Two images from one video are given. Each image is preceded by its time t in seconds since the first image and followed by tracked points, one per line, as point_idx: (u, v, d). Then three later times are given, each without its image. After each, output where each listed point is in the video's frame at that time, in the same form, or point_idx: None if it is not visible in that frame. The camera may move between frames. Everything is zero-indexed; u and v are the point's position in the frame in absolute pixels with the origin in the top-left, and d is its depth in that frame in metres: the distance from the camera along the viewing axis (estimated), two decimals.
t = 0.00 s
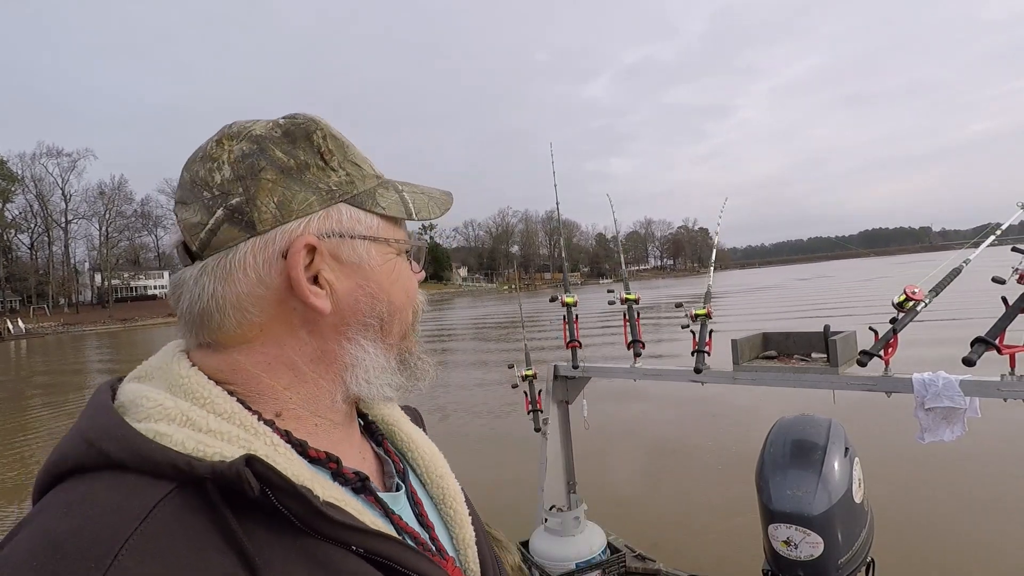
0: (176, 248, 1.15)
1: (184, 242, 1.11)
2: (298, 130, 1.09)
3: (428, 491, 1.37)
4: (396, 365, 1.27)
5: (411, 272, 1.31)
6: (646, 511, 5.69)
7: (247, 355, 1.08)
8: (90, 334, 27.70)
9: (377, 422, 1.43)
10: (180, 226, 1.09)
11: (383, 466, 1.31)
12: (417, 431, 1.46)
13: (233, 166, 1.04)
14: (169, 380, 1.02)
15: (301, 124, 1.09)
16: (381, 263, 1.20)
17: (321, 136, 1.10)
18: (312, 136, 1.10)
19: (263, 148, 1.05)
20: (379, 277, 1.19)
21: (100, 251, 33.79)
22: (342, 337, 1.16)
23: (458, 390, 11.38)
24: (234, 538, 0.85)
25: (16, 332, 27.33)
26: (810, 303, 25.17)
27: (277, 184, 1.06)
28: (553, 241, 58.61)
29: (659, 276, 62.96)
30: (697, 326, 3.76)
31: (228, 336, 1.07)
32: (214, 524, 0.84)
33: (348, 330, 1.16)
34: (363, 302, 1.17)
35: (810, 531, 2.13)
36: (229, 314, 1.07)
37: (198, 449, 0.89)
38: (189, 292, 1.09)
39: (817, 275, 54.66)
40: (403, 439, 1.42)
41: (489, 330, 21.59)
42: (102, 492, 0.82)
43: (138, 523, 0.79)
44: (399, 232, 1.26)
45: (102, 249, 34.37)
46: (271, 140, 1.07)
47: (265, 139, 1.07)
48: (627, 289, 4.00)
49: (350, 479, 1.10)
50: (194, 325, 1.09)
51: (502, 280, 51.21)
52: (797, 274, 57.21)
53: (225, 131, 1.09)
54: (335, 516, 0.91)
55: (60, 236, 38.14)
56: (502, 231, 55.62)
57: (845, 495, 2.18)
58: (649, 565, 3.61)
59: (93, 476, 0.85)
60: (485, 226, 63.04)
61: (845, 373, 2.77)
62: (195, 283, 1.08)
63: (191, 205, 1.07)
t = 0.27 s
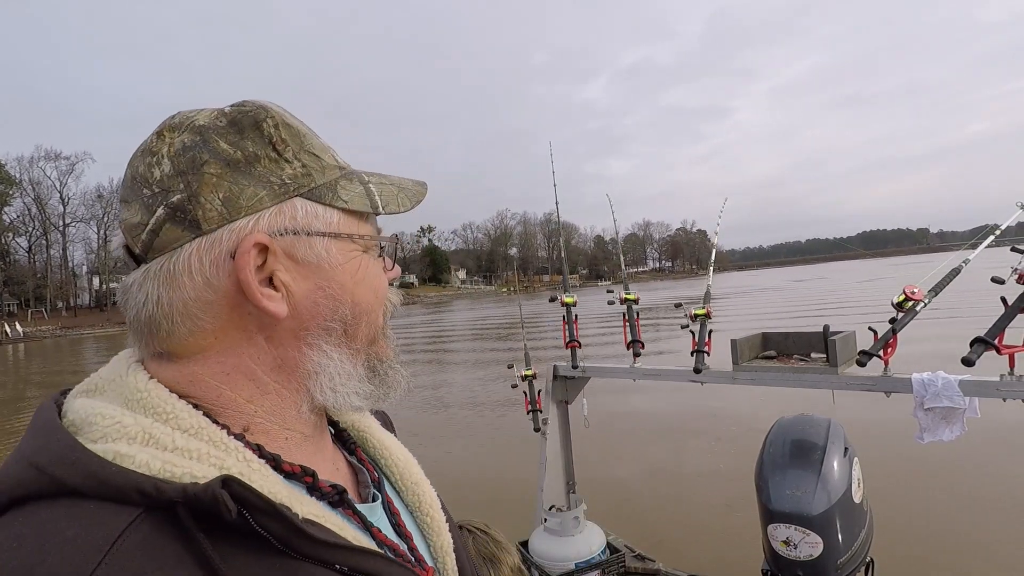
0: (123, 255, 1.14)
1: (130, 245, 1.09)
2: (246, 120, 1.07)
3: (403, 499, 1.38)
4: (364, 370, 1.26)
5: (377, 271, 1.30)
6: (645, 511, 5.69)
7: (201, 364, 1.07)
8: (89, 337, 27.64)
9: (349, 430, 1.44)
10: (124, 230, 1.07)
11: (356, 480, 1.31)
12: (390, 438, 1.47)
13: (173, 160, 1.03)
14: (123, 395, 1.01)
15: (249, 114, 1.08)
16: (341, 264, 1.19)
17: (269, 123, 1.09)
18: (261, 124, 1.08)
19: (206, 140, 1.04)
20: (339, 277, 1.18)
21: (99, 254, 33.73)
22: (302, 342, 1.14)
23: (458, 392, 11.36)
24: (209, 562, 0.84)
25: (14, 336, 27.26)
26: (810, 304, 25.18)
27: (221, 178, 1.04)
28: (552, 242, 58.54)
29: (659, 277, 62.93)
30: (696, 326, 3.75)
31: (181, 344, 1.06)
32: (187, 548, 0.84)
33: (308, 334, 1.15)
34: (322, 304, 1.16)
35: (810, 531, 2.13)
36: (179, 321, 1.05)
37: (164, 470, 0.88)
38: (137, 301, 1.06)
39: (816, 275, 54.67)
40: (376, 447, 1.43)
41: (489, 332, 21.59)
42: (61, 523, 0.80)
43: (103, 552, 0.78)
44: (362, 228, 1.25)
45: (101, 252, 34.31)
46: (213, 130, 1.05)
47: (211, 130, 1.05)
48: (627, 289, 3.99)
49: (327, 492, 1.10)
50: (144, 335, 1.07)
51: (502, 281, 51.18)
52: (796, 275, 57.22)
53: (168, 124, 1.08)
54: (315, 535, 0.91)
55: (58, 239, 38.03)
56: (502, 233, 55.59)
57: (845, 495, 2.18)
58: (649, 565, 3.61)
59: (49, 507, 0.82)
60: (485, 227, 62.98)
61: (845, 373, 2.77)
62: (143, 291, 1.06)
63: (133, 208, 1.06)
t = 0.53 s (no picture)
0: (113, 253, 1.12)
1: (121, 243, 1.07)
2: (241, 116, 1.06)
3: (397, 502, 1.37)
4: (362, 371, 1.26)
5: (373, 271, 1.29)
6: (644, 511, 5.69)
7: (195, 363, 1.05)
8: (86, 340, 27.62)
9: (339, 433, 1.43)
10: (115, 227, 1.05)
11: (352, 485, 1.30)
12: (382, 441, 1.45)
13: (167, 156, 1.02)
14: (121, 396, 0.98)
15: (244, 110, 1.07)
16: (337, 264, 1.18)
17: (264, 120, 1.08)
18: (257, 121, 1.07)
19: (200, 136, 1.03)
20: (335, 275, 1.18)
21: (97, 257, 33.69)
22: (298, 341, 1.13)
23: (457, 393, 11.36)
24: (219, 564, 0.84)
25: (12, 339, 27.24)
26: (809, 305, 25.19)
27: (216, 176, 1.03)
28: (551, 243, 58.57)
29: (658, 278, 62.96)
30: (696, 326, 3.75)
31: (174, 344, 1.04)
32: (196, 552, 0.83)
33: (304, 334, 1.14)
34: (317, 303, 1.15)
35: (810, 531, 2.13)
36: (172, 320, 1.03)
37: (169, 472, 0.87)
38: (128, 301, 1.05)
39: (814, 276, 54.69)
40: (368, 450, 1.41)
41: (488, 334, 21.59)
42: (63, 530, 0.78)
43: (111, 559, 0.77)
44: (359, 228, 1.25)
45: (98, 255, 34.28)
46: (208, 126, 1.04)
47: (205, 126, 1.04)
48: (627, 289, 3.98)
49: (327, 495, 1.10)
50: (137, 334, 1.05)
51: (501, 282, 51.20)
52: (795, 276, 57.26)
53: (160, 120, 1.07)
54: (326, 536, 0.92)
55: (57, 242, 38.01)
56: (501, 234, 55.61)
57: (845, 495, 2.18)
58: (648, 565, 3.61)
59: (46, 514, 0.80)
60: (484, 228, 63.00)
61: (844, 373, 2.77)
62: (134, 290, 1.04)
63: (124, 205, 1.04)
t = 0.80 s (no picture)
0: (144, 244, 1.04)
1: (176, 235, 1.00)
2: (308, 128, 1.10)
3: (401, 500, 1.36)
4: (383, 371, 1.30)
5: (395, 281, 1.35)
6: (645, 511, 5.69)
7: (253, 358, 1.05)
8: (84, 340, 27.66)
9: (343, 432, 1.43)
10: (178, 219, 1.00)
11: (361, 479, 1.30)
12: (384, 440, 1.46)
13: (251, 155, 1.02)
14: (139, 395, 0.96)
15: (310, 122, 1.11)
16: (380, 268, 1.23)
17: (326, 135, 1.13)
18: (319, 133, 1.12)
19: (278, 140, 1.05)
20: (380, 281, 1.23)
21: (95, 258, 33.68)
22: (346, 340, 1.17)
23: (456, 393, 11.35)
24: (265, 553, 0.85)
25: (10, 340, 27.24)
26: (808, 305, 25.17)
27: (294, 180, 1.06)
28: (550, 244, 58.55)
29: (657, 278, 62.92)
30: (695, 326, 3.75)
31: (235, 338, 1.04)
32: (240, 542, 0.84)
33: (353, 334, 1.18)
34: (367, 305, 1.19)
35: (810, 531, 2.13)
36: (241, 314, 1.03)
37: (209, 466, 0.87)
38: (182, 292, 1.01)
39: (814, 277, 54.62)
40: (371, 448, 1.41)
41: (487, 334, 21.58)
42: (109, 523, 0.79)
43: (163, 550, 0.78)
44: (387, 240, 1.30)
45: (96, 255, 34.28)
46: (283, 132, 1.07)
47: (280, 132, 1.07)
48: (627, 289, 3.98)
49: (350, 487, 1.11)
50: (187, 326, 1.02)
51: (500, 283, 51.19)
52: (794, 276, 57.22)
53: (227, 116, 1.05)
54: (363, 526, 0.93)
55: (55, 243, 37.99)
56: (499, 235, 55.56)
57: (845, 495, 2.18)
58: (649, 564, 3.61)
59: (88, 511, 0.80)
60: (482, 229, 62.93)
61: (844, 373, 2.76)
62: (191, 282, 1.01)
63: (196, 198, 1.00)
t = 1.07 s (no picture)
0: (174, 241, 1.02)
1: (213, 232, 1.00)
2: (337, 132, 1.11)
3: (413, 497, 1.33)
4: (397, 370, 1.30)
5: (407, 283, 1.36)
6: (646, 511, 5.69)
7: (283, 355, 1.04)
8: (81, 339, 27.68)
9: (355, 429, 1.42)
10: (216, 217, 0.99)
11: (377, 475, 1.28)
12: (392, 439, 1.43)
13: (289, 158, 1.03)
14: (172, 391, 0.95)
15: (339, 127, 1.12)
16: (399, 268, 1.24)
17: (353, 140, 1.14)
18: (347, 139, 1.13)
19: (313, 144, 1.06)
20: (399, 284, 1.23)
21: (93, 257, 33.66)
22: (369, 339, 1.17)
23: (455, 393, 11.34)
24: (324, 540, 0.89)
25: (7, 338, 27.24)
26: (807, 305, 25.14)
27: (326, 182, 1.06)
28: (549, 243, 58.54)
29: (656, 278, 62.89)
30: (695, 326, 3.74)
31: (268, 336, 1.03)
32: (300, 532, 0.87)
33: (375, 333, 1.18)
34: (387, 305, 1.20)
35: (809, 531, 2.12)
36: (275, 312, 1.03)
37: (261, 460, 0.89)
38: (216, 288, 1.00)
39: (813, 276, 54.57)
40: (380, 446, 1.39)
41: (486, 333, 21.58)
42: (175, 518, 0.79)
43: (236, 540, 0.80)
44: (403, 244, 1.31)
45: (94, 254, 34.27)
46: (317, 136, 1.07)
47: (311, 135, 1.07)
48: (626, 289, 3.98)
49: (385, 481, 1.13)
50: (219, 323, 1.00)
51: (499, 282, 51.17)
52: (793, 275, 57.19)
53: (263, 117, 1.05)
54: (408, 514, 0.97)
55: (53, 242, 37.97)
56: (498, 234, 55.53)
57: (844, 494, 2.18)
58: (649, 564, 3.61)
59: (150, 508, 0.80)
60: (481, 229, 62.94)
61: (843, 373, 2.76)
62: (227, 279, 1.00)
63: (234, 196, 0.99)
